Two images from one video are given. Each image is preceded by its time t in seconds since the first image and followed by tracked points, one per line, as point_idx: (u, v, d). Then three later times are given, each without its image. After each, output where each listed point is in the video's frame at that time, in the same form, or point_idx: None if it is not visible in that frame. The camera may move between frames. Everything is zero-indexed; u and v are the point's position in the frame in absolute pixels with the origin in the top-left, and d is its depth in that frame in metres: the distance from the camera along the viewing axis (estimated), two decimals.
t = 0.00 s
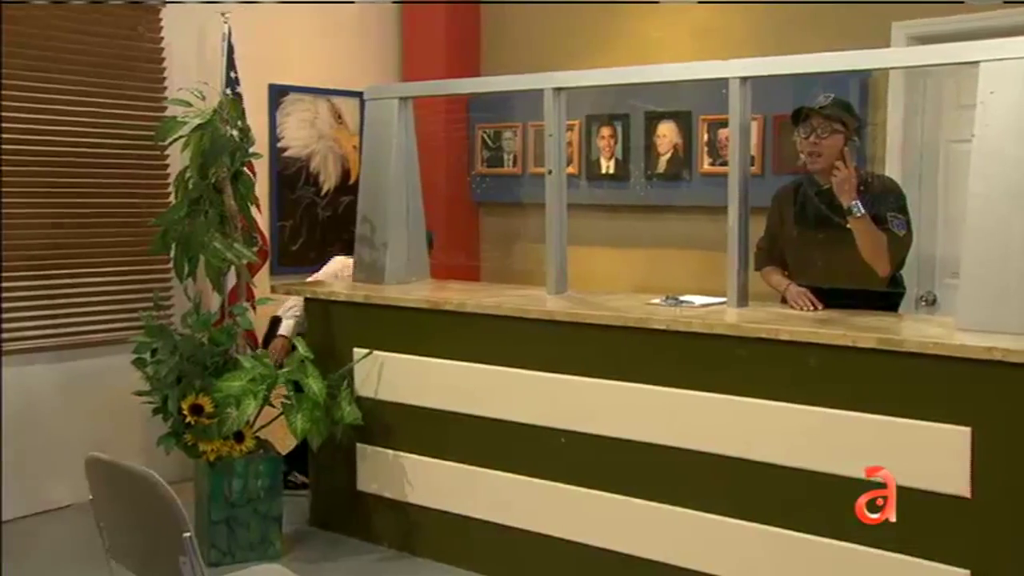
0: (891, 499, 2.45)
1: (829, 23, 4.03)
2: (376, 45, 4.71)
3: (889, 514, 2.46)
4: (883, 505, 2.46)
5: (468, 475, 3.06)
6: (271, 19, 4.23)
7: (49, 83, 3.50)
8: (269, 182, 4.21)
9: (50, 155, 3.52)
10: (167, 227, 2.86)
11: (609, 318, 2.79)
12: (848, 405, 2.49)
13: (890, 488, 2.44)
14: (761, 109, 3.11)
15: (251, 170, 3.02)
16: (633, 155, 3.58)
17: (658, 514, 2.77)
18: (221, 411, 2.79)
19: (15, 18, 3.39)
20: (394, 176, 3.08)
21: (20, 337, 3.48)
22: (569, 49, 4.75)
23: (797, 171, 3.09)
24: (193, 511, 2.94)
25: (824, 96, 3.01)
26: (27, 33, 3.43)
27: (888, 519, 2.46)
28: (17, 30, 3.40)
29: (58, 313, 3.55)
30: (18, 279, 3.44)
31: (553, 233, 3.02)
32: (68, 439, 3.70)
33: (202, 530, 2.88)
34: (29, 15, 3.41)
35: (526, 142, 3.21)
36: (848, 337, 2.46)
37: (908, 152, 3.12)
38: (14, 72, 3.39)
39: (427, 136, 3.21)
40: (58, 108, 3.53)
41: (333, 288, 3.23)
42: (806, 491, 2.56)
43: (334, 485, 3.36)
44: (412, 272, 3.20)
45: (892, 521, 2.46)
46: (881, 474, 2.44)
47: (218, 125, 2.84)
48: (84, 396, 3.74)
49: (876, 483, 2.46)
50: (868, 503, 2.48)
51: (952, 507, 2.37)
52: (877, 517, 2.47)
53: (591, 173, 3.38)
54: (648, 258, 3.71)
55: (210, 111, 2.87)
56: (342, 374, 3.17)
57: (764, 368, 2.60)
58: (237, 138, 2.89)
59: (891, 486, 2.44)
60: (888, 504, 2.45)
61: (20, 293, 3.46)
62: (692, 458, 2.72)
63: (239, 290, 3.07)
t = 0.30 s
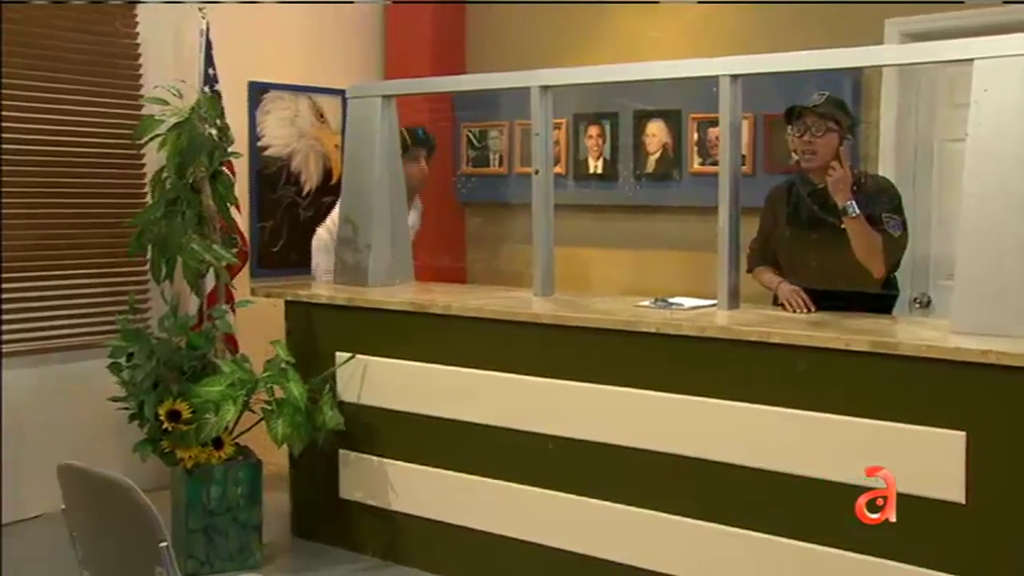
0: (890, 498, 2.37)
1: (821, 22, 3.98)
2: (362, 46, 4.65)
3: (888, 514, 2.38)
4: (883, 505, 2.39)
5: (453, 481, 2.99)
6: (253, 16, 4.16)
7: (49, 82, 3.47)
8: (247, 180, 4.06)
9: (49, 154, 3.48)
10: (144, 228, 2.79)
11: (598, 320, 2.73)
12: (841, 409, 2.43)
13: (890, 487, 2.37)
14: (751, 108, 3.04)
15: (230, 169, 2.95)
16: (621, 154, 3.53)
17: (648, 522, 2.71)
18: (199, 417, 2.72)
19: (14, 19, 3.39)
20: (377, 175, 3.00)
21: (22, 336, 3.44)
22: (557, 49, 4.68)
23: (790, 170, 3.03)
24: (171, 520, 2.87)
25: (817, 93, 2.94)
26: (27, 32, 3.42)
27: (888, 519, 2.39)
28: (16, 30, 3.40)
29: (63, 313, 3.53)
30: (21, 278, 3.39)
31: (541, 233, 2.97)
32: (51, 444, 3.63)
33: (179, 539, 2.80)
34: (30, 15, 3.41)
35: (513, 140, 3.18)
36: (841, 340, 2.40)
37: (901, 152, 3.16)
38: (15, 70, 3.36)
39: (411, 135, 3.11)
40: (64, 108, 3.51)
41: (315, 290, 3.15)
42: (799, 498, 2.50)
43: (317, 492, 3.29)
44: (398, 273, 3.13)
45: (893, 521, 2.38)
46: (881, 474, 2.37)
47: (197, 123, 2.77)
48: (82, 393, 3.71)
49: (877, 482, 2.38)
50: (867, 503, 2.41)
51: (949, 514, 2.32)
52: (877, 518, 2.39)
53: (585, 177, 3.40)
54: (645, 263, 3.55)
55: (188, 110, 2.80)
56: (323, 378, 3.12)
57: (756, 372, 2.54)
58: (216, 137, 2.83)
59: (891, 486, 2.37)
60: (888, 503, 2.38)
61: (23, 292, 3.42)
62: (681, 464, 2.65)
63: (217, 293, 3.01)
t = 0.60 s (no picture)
0: (891, 498, 2.30)
1: (807, 21, 3.93)
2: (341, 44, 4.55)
3: (888, 514, 2.31)
4: (883, 505, 2.32)
5: (433, 492, 2.90)
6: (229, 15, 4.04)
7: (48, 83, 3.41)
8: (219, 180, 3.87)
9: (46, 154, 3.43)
10: (112, 229, 2.69)
11: (582, 325, 2.65)
12: (834, 416, 2.36)
13: (891, 488, 2.30)
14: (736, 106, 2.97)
15: (203, 169, 2.86)
16: (606, 154, 3.46)
17: (634, 533, 2.63)
18: (169, 426, 2.63)
19: (14, 19, 3.32)
20: (355, 177, 2.91)
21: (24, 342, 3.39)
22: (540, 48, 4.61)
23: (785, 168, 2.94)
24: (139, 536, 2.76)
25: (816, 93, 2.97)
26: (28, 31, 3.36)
27: (888, 519, 2.32)
28: (16, 29, 3.33)
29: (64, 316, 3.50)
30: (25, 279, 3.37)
31: (523, 237, 2.88)
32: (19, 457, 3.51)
33: (149, 553, 2.70)
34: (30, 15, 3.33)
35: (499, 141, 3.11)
36: (833, 345, 2.33)
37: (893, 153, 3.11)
38: (14, 69, 3.30)
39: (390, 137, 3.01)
40: (61, 109, 3.46)
41: (290, 295, 3.06)
42: (790, 508, 2.43)
43: (292, 504, 3.19)
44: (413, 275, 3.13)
45: (892, 521, 2.31)
46: (881, 474, 2.30)
47: (166, 122, 2.68)
48: (70, 395, 3.62)
49: (876, 483, 2.31)
50: (867, 503, 2.33)
51: (944, 524, 2.25)
52: (877, 518, 2.32)
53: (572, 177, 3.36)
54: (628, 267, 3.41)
55: (157, 108, 2.70)
56: (299, 386, 3.00)
57: (746, 378, 2.47)
58: (187, 136, 2.74)
59: (891, 486, 2.30)
60: (889, 503, 2.31)
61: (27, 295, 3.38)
62: (668, 474, 2.58)
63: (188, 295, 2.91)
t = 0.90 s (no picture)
0: (892, 498, 2.22)
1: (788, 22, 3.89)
2: (314, 44, 4.47)
3: (888, 513, 2.23)
4: (883, 505, 2.23)
5: (408, 503, 2.81)
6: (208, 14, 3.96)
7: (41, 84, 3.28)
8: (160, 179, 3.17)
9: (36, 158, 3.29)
10: (71, 232, 2.58)
11: (561, 331, 2.57)
12: (822, 423, 2.30)
13: (891, 488, 2.22)
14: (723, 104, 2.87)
15: (167, 169, 2.77)
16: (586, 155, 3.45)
17: (615, 545, 2.55)
18: (133, 437, 2.54)
19: (15, 18, 3.19)
20: (326, 177, 2.87)
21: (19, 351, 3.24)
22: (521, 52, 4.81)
23: (776, 169, 2.88)
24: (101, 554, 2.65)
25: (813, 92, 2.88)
26: (26, 31, 3.22)
27: (888, 519, 2.23)
28: (16, 29, 3.19)
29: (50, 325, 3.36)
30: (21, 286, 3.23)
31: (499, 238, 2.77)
32: None
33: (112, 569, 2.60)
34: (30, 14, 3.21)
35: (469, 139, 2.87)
36: (818, 351, 2.26)
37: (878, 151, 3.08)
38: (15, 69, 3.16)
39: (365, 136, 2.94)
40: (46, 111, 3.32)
41: (260, 300, 2.97)
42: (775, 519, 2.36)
43: (262, 516, 3.09)
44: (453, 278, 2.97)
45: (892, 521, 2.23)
46: (881, 474, 2.22)
47: (129, 121, 2.58)
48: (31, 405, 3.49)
49: (876, 483, 2.23)
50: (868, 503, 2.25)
51: (933, 535, 2.19)
52: (877, 518, 2.24)
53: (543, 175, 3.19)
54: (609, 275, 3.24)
55: (120, 106, 2.61)
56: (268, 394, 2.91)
57: (729, 386, 2.39)
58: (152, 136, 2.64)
59: (891, 486, 2.22)
60: (889, 503, 2.23)
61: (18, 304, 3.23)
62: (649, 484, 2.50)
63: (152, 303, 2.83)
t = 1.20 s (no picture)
0: (892, 498, 2.15)
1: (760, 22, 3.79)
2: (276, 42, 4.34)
3: (888, 514, 2.15)
4: (883, 505, 2.16)
5: (374, 518, 2.71)
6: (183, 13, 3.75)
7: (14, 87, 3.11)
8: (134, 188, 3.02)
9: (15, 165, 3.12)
10: (18, 237, 2.44)
11: (532, 340, 2.48)
12: (803, 433, 2.23)
13: (891, 487, 2.15)
14: (701, 105, 2.83)
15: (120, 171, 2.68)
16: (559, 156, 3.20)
17: (590, 559, 2.47)
18: (84, 452, 2.42)
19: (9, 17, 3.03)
20: (289, 180, 2.74)
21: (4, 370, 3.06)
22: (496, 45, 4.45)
23: (754, 174, 2.83)
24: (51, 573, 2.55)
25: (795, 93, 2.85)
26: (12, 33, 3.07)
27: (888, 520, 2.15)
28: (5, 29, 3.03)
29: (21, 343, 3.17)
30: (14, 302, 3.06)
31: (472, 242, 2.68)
32: None
33: None
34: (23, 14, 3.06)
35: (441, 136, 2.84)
36: (798, 358, 2.19)
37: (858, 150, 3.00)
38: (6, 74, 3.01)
39: (330, 136, 2.89)
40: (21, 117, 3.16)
41: (220, 308, 2.86)
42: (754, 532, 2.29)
43: (223, 531, 2.98)
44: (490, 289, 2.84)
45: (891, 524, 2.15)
46: (882, 474, 2.15)
47: (81, 121, 2.48)
48: None
49: (876, 483, 2.15)
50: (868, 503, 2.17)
51: (916, 546, 2.13)
52: (877, 518, 2.16)
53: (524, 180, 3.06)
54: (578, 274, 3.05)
55: (72, 105, 2.50)
56: (228, 405, 2.81)
57: (706, 395, 2.32)
58: (106, 136, 2.55)
59: (892, 486, 2.14)
60: (889, 504, 2.15)
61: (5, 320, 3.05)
62: (625, 496, 2.42)
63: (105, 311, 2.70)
